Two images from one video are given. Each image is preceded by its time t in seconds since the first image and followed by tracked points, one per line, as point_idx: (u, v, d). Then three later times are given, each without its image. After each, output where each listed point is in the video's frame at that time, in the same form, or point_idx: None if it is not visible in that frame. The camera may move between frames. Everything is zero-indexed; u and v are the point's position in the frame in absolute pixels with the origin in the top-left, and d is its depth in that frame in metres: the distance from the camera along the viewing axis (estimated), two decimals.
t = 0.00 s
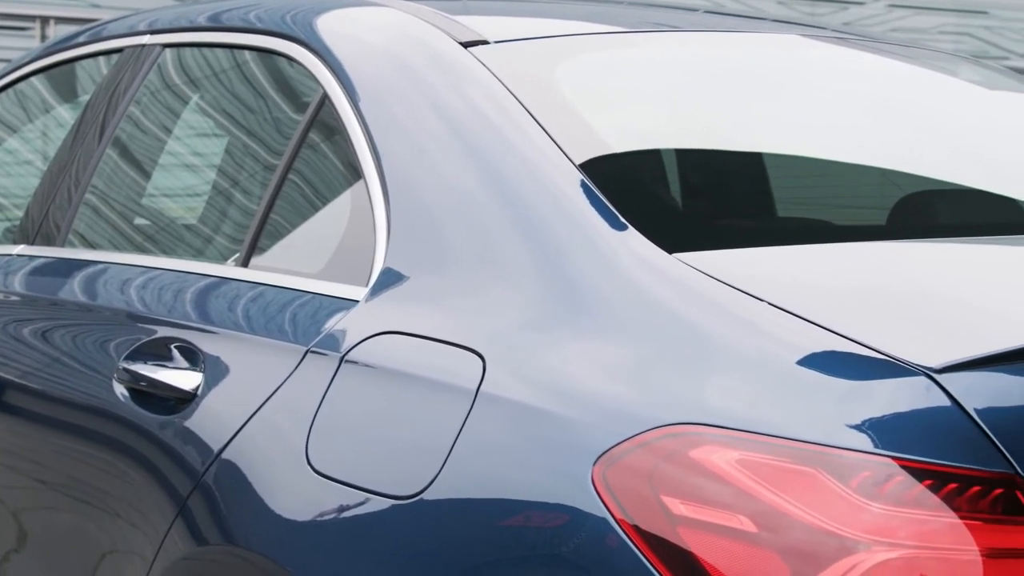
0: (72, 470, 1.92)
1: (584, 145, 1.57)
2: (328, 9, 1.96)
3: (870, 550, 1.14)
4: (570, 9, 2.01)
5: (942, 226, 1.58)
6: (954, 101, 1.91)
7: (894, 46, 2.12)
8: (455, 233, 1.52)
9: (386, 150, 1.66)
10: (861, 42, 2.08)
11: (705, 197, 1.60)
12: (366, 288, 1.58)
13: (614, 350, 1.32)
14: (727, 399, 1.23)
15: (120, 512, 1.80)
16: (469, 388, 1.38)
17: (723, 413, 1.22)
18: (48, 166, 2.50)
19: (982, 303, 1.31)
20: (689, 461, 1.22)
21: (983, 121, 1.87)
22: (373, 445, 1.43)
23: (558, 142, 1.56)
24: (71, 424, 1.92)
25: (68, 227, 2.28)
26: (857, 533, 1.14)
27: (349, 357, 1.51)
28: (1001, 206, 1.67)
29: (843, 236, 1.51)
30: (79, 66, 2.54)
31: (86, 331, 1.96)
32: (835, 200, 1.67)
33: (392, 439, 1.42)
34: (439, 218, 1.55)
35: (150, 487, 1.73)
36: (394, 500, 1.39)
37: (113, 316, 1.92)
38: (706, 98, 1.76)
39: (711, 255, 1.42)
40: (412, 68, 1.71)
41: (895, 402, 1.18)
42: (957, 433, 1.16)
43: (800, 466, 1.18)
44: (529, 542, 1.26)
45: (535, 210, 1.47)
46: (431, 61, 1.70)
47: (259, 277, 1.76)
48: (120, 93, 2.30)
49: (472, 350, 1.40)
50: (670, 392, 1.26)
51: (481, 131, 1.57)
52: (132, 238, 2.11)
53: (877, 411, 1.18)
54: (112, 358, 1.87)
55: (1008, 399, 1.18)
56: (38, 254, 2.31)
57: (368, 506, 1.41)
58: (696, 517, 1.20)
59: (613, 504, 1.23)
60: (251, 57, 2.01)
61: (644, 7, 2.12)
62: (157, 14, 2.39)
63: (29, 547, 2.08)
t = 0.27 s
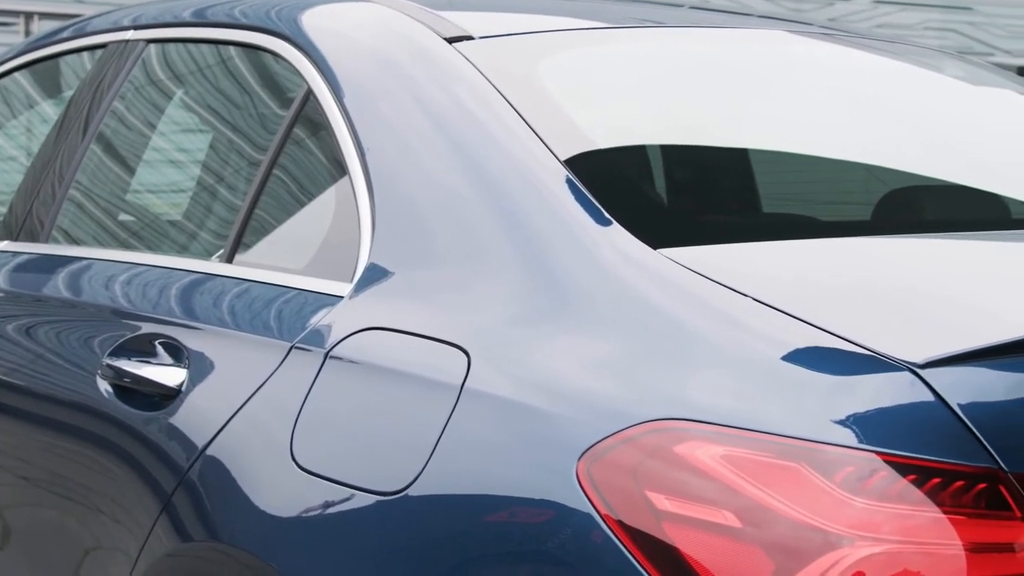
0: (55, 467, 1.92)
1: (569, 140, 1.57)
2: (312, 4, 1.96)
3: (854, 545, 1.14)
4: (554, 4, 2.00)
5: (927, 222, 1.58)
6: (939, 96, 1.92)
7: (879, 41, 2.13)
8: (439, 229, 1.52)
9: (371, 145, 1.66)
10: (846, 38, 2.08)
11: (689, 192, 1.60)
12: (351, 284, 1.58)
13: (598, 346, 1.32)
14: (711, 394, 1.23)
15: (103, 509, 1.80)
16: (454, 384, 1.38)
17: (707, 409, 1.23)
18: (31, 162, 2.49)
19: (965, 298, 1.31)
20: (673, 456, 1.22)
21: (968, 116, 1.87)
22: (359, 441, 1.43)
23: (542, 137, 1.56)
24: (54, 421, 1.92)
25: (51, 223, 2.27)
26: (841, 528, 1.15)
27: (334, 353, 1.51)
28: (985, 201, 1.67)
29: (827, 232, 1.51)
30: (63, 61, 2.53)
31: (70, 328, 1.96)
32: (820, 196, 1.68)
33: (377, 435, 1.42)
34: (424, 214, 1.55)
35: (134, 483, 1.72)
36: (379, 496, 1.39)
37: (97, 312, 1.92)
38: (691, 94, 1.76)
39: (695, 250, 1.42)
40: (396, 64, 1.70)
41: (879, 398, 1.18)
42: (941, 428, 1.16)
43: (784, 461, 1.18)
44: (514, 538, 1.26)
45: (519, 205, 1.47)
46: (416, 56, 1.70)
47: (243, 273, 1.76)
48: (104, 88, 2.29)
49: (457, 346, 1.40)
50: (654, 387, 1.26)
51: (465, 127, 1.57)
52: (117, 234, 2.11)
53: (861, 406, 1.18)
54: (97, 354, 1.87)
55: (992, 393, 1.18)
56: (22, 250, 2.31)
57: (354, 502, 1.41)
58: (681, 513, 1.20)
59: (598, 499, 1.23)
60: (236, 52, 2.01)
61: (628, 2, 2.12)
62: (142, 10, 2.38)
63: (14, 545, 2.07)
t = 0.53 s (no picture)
0: (40, 464, 1.91)
1: (554, 137, 1.57)
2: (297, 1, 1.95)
3: (838, 541, 1.14)
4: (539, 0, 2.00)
5: (912, 218, 1.58)
6: (925, 93, 1.92)
7: (864, 38, 2.13)
8: (424, 225, 1.52)
9: (356, 142, 1.66)
10: (831, 35, 2.09)
11: (674, 189, 1.61)
12: (336, 280, 1.58)
13: (583, 342, 1.32)
14: (695, 390, 1.24)
15: (87, 505, 1.80)
16: (439, 380, 1.38)
17: (692, 405, 1.23)
18: (16, 158, 2.49)
19: (948, 293, 1.32)
20: (658, 452, 1.22)
21: (953, 113, 1.88)
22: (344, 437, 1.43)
23: (527, 133, 1.55)
24: (39, 418, 1.91)
25: (36, 220, 2.27)
26: (825, 523, 1.15)
27: (320, 349, 1.51)
28: (970, 198, 1.68)
29: (812, 228, 1.51)
30: (47, 57, 2.52)
31: (55, 324, 1.95)
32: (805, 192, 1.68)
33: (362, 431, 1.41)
34: (409, 210, 1.55)
35: (118, 480, 1.72)
36: (364, 493, 1.39)
37: (82, 309, 1.91)
38: (675, 91, 1.77)
39: (680, 246, 1.43)
40: (381, 60, 1.70)
41: (864, 393, 1.18)
42: (925, 424, 1.16)
43: (769, 457, 1.18)
44: (499, 534, 1.26)
45: (503, 202, 1.47)
46: (402, 52, 1.70)
47: (229, 270, 1.76)
48: (89, 84, 2.28)
49: (443, 342, 1.40)
50: (638, 384, 1.26)
51: (451, 123, 1.57)
52: (102, 231, 2.10)
53: (846, 402, 1.18)
54: (81, 351, 1.86)
55: (976, 389, 1.18)
56: (6, 247, 2.30)
57: (339, 499, 1.40)
58: (666, 509, 1.20)
59: (583, 495, 1.24)
60: (221, 49, 2.00)
61: None
62: (127, 5, 2.37)
63: None
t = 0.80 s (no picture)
0: (28, 462, 1.91)
1: (542, 133, 1.57)
2: None
3: (826, 537, 1.14)
4: None
5: (900, 215, 1.59)
6: (913, 90, 1.92)
7: (852, 35, 2.13)
8: (412, 222, 1.52)
9: (344, 139, 1.66)
10: (820, 32, 2.09)
11: (663, 186, 1.61)
12: (325, 277, 1.58)
13: (571, 339, 1.32)
14: (683, 387, 1.24)
15: (74, 503, 1.80)
16: (427, 377, 1.38)
17: (680, 401, 1.23)
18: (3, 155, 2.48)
19: (934, 290, 1.32)
20: (646, 449, 1.22)
21: (941, 110, 1.88)
22: (332, 435, 1.43)
23: (515, 130, 1.55)
24: (26, 416, 1.91)
25: (23, 217, 2.27)
26: (813, 520, 1.15)
27: (308, 347, 1.51)
28: (959, 195, 1.68)
29: (800, 225, 1.52)
30: (35, 54, 2.52)
31: (43, 322, 1.95)
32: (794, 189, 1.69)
33: (351, 428, 1.41)
34: (397, 207, 1.54)
35: (105, 477, 1.72)
36: (353, 491, 1.38)
37: (70, 307, 1.91)
38: (663, 87, 1.77)
39: (668, 243, 1.43)
40: (369, 57, 1.70)
41: (851, 390, 1.18)
42: (913, 420, 1.16)
43: (756, 454, 1.18)
44: (487, 532, 1.26)
45: (491, 198, 1.47)
46: (390, 49, 1.69)
47: (217, 267, 1.76)
48: (76, 81, 2.27)
49: (431, 339, 1.40)
50: (626, 381, 1.26)
51: (439, 120, 1.57)
52: (89, 228, 2.10)
53: (833, 399, 1.19)
54: (69, 349, 1.86)
55: (963, 385, 1.18)
56: None
57: (328, 496, 1.40)
58: (654, 505, 1.20)
59: (571, 492, 1.24)
60: (209, 46, 1.99)
61: None
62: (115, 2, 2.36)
63: None
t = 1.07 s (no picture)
0: (13, 461, 1.91)
1: (529, 131, 1.57)
2: None
3: (812, 534, 1.14)
4: None
5: (886, 212, 1.59)
6: (899, 88, 1.93)
7: (839, 33, 2.14)
8: (399, 220, 1.52)
9: (331, 137, 1.66)
10: (806, 30, 2.09)
11: (649, 183, 1.61)
12: (312, 276, 1.58)
13: (558, 336, 1.32)
14: (669, 385, 1.24)
15: (60, 501, 1.80)
16: (414, 375, 1.38)
17: (665, 399, 1.23)
18: None
19: (919, 287, 1.32)
20: (633, 447, 1.22)
21: (929, 109, 1.89)
22: (319, 432, 1.42)
23: (501, 127, 1.55)
24: (12, 414, 1.91)
25: (9, 214, 2.28)
26: (799, 517, 1.15)
27: (295, 344, 1.51)
28: (945, 192, 1.68)
29: (786, 222, 1.52)
30: (21, 52, 2.51)
31: (28, 320, 1.95)
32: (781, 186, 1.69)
33: (338, 426, 1.41)
34: (383, 205, 1.54)
35: (91, 475, 1.72)
36: (340, 488, 1.38)
37: (56, 305, 1.91)
38: (649, 85, 1.77)
39: (654, 240, 1.43)
40: (356, 54, 1.70)
41: (837, 388, 1.19)
42: (898, 417, 1.17)
43: (742, 451, 1.18)
44: (475, 530, 1.26)
45: (477, 196, 1.47)
46: (376, 46, 1.69)
47: (204, 265, 1.75)
48: (62, 79, 2.27)
49: (418, 337, 1.40)
50: (612, 378, 1.26)
51: (425, 117, 1.57)
52: (76, 227, 2.10)
53: (819, 396, 1.19)
54: (55, 347, 1.86)
55: (949, 383, 1.19)
56: None
57: (315, 494, 1.40)
58: (640, 503, 1.20)
59: (557, 489, 1.24)
60: (197, 43, 1.98)
61: None
62: None
63: None
